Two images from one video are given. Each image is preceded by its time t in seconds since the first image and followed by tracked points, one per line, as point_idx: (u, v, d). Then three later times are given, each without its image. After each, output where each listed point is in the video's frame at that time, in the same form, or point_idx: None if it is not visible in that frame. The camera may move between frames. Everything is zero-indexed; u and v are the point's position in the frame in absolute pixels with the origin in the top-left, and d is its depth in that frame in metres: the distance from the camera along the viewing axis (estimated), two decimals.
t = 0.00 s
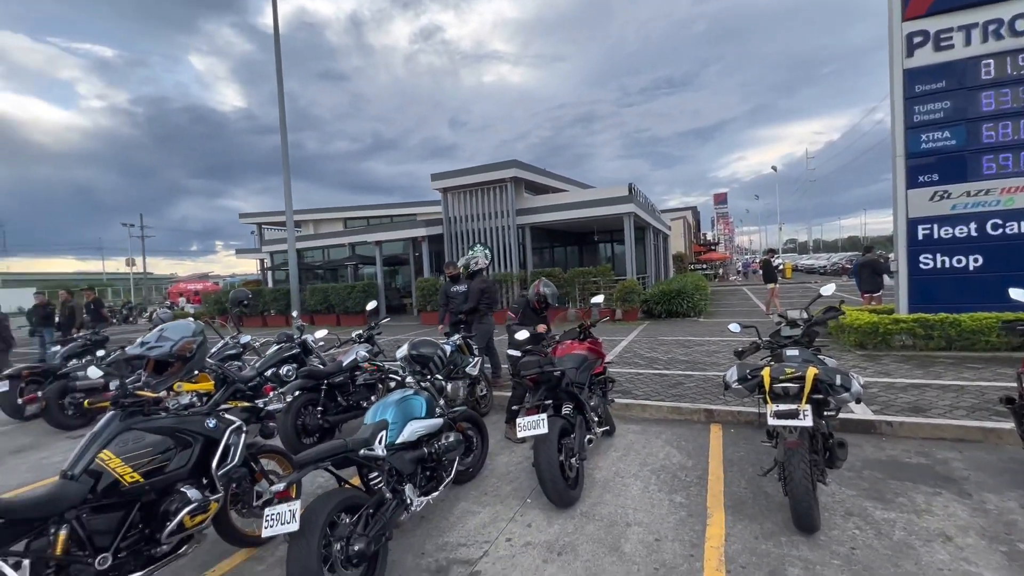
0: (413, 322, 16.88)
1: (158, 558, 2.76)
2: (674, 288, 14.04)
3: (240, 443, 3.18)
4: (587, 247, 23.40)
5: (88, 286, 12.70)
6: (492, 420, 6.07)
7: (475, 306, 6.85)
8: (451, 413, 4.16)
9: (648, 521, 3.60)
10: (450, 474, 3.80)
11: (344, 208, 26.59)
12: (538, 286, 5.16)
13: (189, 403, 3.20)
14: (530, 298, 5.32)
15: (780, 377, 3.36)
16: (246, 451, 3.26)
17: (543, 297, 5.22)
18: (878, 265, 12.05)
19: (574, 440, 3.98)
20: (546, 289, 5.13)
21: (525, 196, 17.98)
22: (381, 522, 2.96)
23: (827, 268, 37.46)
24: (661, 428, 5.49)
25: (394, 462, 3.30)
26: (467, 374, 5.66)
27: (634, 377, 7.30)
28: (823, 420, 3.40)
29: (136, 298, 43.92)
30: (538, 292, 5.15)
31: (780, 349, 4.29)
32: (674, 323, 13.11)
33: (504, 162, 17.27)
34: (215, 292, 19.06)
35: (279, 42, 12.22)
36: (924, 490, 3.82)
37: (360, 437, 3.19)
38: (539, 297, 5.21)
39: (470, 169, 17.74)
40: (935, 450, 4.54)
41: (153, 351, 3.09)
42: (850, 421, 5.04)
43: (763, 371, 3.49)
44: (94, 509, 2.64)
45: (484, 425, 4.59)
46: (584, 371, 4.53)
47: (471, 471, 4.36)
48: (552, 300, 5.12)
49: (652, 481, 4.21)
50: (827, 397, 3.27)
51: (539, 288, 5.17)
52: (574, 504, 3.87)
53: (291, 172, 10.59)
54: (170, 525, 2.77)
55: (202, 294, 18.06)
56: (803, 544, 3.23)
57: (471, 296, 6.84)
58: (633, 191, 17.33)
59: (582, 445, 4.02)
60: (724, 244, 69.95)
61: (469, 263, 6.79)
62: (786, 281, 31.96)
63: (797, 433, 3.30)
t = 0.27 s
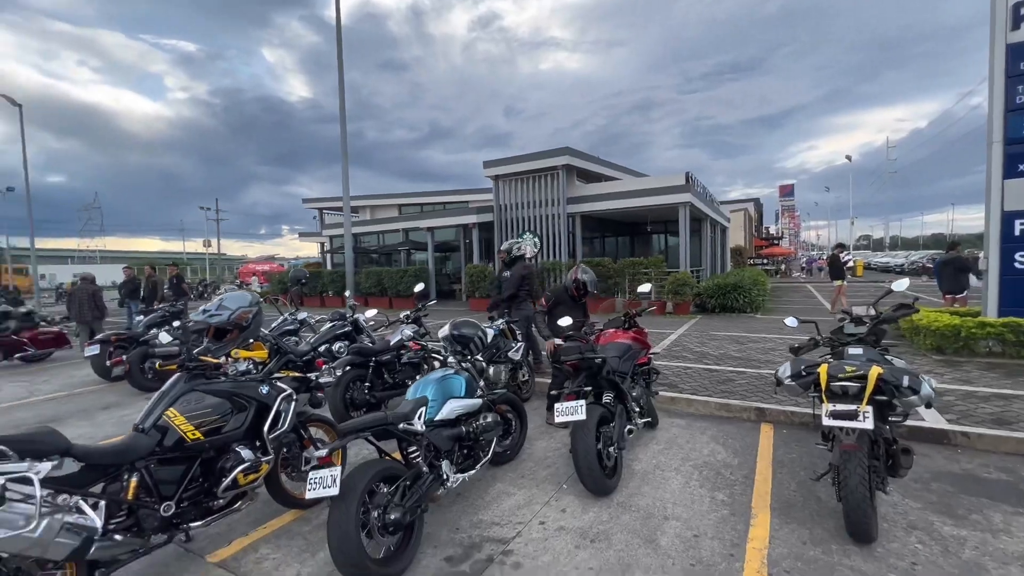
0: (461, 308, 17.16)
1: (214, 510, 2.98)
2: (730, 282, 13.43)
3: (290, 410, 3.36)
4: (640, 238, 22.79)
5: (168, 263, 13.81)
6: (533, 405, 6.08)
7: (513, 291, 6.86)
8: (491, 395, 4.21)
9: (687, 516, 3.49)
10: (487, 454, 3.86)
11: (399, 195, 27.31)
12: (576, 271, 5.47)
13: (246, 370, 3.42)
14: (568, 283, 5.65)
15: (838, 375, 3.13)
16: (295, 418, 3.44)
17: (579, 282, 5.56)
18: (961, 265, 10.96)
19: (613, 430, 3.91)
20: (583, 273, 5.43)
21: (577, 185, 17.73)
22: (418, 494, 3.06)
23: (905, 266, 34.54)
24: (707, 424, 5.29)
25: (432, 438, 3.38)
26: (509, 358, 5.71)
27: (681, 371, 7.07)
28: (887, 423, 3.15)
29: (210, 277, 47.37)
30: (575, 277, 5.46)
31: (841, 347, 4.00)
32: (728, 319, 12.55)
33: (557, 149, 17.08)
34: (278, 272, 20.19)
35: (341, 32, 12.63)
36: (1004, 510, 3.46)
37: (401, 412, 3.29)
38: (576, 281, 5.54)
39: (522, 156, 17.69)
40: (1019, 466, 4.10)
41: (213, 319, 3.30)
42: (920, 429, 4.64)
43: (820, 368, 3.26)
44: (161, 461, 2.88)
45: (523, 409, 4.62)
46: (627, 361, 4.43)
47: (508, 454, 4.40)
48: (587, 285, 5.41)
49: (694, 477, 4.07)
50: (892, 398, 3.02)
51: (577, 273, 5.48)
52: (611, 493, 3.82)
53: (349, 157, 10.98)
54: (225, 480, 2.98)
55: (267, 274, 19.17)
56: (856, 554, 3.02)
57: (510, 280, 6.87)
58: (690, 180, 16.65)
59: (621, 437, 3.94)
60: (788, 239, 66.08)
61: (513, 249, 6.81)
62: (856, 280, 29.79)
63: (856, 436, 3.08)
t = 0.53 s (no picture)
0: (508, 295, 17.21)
1: (261, 473, 3.12)
2: (792, 277, 12.64)
3: (333, 381, 3.46)
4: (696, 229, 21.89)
5: (235, 242, 14.70)
6: (574, 393, 5.99)
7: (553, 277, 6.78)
8: (530, 378, 4.16)
9: (731, 517, 3.30)
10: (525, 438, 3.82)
11: (451, 181, 27.63)
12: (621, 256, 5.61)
13: (293, 340, 3.54)
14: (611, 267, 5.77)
15: (912, 377, 2.83)
16: (338, 389, 3.54)
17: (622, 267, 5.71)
18: None
19: (655, 422, 3.76)
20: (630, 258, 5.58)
21: (631, 172, 17.20)
22: (452, 472, 3.06)
23: (997, 268, 31.27)
24: (759, 423, 5.00)
25: (469, 417, 3.37)
26: (551, 344, 5.65)
27: (733, 367, 6.73)
28: (968, 433, 2.82)
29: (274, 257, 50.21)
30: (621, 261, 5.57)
31: (917, 348, 3.63)
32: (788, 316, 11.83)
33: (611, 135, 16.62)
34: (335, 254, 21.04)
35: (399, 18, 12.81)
36: None
37: (438, 389, 3.30)
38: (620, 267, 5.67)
39: (575, 142, 17.36)
40: None
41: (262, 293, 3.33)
42: (1007, 444, 4.16)
43: (891, 368, 2.97)
44: (214, 422, 3.04)
45: (564, 395, 4.54)
46: (674, 352, 4.25)
47: (546, 439, 4.35)
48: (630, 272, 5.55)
49: (741, 477, 3.85)
50: (976, 406, 2.70)
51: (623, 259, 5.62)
52: (651, 487, 3.68)
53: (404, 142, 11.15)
54: (271, 444, 3.12)
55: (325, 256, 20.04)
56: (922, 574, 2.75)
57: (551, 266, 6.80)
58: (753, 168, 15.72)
59: (664, 429, 3.78)
60: (861, 235, 61.46)
61: (553, 235, 6.68)
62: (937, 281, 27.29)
63: (929, 444, 2.79)
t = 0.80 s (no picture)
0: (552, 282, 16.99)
1: (292, 442, 3.16)
2: (859, 273, 11.70)
3: (365, 356, 3.46)
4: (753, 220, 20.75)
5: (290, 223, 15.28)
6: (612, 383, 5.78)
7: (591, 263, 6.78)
8: (565, 364, 4.01)
9: (778, 523, 3.04)
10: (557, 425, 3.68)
11: (499, 167, 27.52)
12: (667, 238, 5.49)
13: (328, 315, 3.54)
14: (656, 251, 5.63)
15: (1004, 381, 2.46)
16: (370, 364, 3.53)
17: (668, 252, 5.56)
18: None
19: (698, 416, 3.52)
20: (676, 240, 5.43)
21: (684, 158, 16.45)
22: (478, 454, 2.97)
23: None
24: (815, 425, 4.62)
25: (499, 399, 3.27)
26: (591, 331, 5.49)
27: (788, 364, 6.28)
28: None
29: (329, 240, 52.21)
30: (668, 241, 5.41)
31: (1008, 350, 3.19)
32: (853, 314, 10.98)
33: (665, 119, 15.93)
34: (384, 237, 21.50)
35: None
36: None
37: (469, 370, 3.21)
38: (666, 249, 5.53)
39: (627, 127, 16.79)
40: None
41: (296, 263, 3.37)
42: None
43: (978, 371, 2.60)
44: (249, 390, 3.09)
45: (600, 384, 4.37)
46: (722, 343, 3.98)
47: (581, 428, 4.20)
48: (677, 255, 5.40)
49: (791, 481, 3.55)
50: None
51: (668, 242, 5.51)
52: (690, 485, 3.45)
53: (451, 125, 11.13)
54: (302, 415, 3.14)
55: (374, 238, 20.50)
56: None
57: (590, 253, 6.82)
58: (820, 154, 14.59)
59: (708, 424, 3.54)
60: (940, 231, 56.48)
61: (587, 220, 6.70)
62: None
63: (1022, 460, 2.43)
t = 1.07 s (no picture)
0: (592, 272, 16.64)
1: (314, 420, 3.15)
2: (930, 269, 10.74)
3: (389, 337, 3.41)
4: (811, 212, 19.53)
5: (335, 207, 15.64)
6: (648, 376, 5.53)
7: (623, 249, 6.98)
8: (596, 354, 3.83)
9: (824, 537, 2.77)
10: (585, 417, 3.52)
11: (542, 154, 27.16)
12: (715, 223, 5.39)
13: (354, 295, 3.50)
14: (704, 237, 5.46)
15: None
16: (393, 346, 3.48)
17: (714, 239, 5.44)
18: None
19: (738, 415, 3.26)
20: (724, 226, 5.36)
21: (737, 144, 15.60)
22: (498, 443, 2.86)
23: None
24: (872, 431, 4.23)
25: (523, 388, 3.14)
26: (627, 322, 5.27)
27: (843, 365, 5.82)
28: None
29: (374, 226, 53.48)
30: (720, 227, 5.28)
31: None
32: (920, 314, 10.11)
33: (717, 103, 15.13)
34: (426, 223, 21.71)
35: None
36: None
37: (492, 355, 3.09)
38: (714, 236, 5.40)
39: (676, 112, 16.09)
40: None
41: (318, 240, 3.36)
42: None
43: None
44: (274, 366, 3.09)
45: (633, 376, 4.16)
46: (768, 338, 3.69)
47: (611, 422, 4.02)
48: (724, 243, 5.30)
49: (842, 491, 3.24)
50: None
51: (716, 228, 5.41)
52: (726, 489, 3.21)
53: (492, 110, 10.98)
54: (324, 394, 3.13)
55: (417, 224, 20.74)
56: None
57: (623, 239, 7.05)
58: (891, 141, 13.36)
59: (750, 424, 3.28)
60: None
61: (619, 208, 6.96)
62: None
63: None
